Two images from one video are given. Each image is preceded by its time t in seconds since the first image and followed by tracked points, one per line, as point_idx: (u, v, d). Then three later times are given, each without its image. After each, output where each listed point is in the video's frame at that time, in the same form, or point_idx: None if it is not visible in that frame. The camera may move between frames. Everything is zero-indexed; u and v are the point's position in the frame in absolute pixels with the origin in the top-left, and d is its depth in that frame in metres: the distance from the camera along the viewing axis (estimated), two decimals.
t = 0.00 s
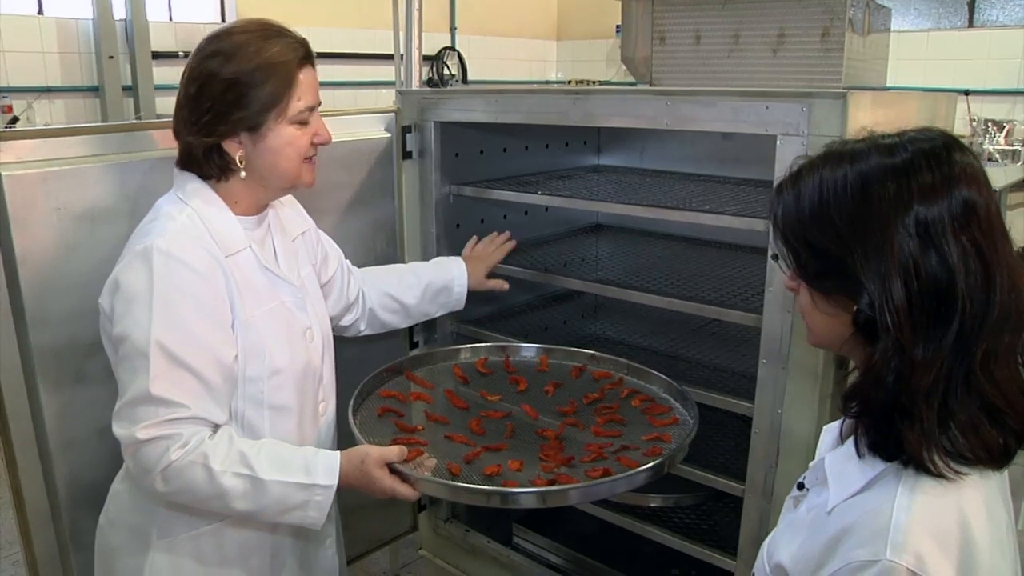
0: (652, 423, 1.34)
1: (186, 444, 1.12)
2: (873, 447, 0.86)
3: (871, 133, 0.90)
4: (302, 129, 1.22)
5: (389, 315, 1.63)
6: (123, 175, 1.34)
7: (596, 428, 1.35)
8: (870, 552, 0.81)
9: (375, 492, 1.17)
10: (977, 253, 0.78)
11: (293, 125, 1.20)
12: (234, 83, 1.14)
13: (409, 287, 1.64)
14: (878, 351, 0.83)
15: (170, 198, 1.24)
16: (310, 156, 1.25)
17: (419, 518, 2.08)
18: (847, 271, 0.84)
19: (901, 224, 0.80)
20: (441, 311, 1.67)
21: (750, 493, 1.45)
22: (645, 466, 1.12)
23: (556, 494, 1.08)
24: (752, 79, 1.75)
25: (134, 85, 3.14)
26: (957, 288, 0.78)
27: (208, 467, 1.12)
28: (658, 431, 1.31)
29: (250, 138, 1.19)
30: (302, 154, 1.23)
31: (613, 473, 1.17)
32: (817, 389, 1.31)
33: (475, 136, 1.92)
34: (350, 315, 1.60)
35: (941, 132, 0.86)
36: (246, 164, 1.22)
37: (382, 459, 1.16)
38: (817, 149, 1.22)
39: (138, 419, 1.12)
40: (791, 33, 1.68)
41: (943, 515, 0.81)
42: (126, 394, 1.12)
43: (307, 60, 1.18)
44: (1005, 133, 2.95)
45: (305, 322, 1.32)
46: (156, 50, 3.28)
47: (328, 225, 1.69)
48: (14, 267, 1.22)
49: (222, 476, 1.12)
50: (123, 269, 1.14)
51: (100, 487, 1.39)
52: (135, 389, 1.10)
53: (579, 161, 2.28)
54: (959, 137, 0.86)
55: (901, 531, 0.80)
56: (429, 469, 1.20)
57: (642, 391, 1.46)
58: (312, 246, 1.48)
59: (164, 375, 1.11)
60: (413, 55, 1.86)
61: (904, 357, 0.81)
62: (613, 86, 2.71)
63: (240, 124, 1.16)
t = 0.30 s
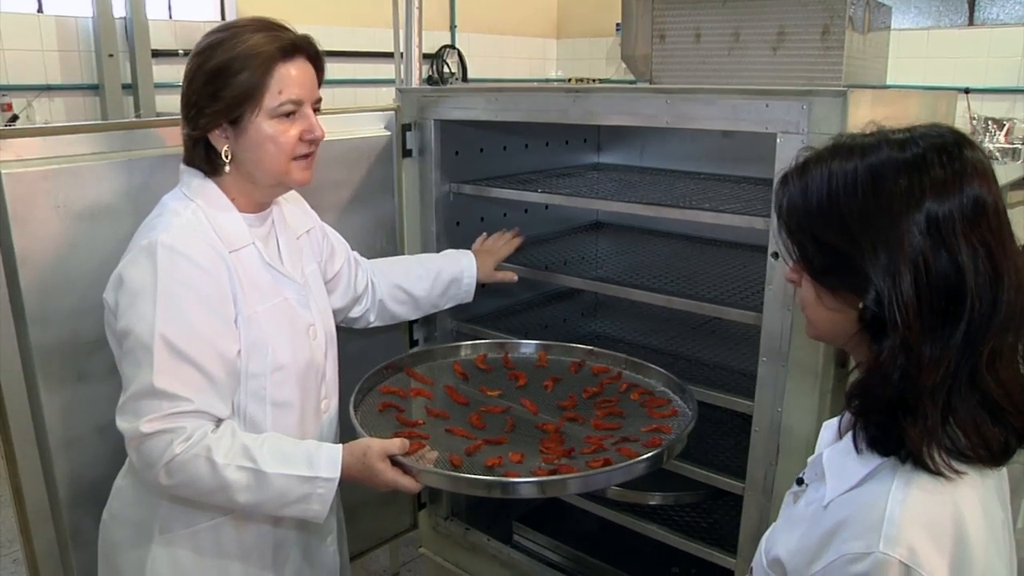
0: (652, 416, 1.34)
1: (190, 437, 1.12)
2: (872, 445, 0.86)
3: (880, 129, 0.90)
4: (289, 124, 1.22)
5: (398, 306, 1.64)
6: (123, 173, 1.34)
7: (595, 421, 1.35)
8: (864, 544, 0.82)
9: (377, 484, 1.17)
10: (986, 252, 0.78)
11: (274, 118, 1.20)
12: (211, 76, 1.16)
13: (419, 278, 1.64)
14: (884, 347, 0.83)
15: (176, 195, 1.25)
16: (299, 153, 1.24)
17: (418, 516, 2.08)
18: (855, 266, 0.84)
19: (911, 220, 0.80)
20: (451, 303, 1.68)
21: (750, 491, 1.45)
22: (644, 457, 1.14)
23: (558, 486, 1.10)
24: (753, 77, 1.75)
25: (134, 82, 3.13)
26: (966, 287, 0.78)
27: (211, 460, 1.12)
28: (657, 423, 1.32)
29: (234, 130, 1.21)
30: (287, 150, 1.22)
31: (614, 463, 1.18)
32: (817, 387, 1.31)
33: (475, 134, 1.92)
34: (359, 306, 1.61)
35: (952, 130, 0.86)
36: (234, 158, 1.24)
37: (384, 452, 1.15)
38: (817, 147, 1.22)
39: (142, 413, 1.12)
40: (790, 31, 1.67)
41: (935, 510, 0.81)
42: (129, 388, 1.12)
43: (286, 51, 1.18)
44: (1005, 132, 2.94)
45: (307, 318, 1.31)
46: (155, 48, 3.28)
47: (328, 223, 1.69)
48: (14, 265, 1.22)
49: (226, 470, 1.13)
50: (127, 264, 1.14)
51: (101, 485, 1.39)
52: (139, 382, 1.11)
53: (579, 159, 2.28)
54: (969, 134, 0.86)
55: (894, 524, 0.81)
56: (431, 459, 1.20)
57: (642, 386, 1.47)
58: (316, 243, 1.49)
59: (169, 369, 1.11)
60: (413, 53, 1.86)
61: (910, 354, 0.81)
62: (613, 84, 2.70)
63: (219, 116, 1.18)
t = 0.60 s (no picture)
0: (656, 412, 1.35)
1: (200, 433, 1.12)
2: (873, 442, 0.86)
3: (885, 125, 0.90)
4: (282, 116, 1.21)
5: (405, 301, 1.64)
6: (123, 171, 1.33)
7: (600, 418, 1.35)
8: (862, 541, 0.82)
9: (385, 478, 1.17)
10: (989, 252, 0.78)
11: (266, 112, 1.20)
12: (201, 76, 1.17)
13: (426, 275, 1.64)
14: (887, 345, 0.82)
15: (180, 192, 1.25)
16: (294, 145, 1.24)
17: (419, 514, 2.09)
18: (858, 262, 0.84)
19: (915, 217, 0.80)
20: (457, 302, 1.68)
21: (750, 490, 1.45)
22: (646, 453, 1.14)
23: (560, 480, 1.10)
24: (753, 75, 1.74)
25: (134, 80, 3.13)
26: (969, 287, 0.78)
27: (220, 456, 1.12)
28: (661, 419, 1.32)
29: (228, 126, 1.21)
30: (281, 142, 1.21)
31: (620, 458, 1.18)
32: (817, 385, 1.31)
33: (475, 133, 1.92)
34: (365, 300, 1.61)
35: (957, 128, 0.86)
36: (231, 154, 1.24)
37: (392, 446, 1.16)
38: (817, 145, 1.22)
39: (150, 409, 1.12)
40: (791, 29, 1.67)
41: (932, 507, 0.81)
42: (135, 384, 1.12)
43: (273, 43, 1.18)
44: (1005, 130, 2.94)
45: (308, 317, 1.31)
46: (155, 46, 3.28)
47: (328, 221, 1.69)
48: (13, 264, 1.22)
49: (235, 465, 1.13)
50: (133, 261, 1.15)
51: (101, 483, 1.39)
52: (145, 378, 1.11)
53: (579, 157, 2.27)
54: (972, 133, 0.86)
55: (893, 520, 0.81)
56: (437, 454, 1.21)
57: (646, 383, 1.47)
58: (319, 241, 1.49)
59: (175, 365, 1.11)
60: (413, 51, 1.86)
61: (912, 352, 0.81)
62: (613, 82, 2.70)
63: (211, 113, 1.18)
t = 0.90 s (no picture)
0: (658, 404, 1.35)
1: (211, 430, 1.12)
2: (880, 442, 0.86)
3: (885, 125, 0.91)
4: (286, 119, 1.21)
5: (405, 305, 1.64)
6: (122, 171, 1.33)
7: (603, 410, 1.36)
8: (867, 540, 0.82)
9: (393, 472, 1.19)
10: (993, 248, 0.78)
11: (269, 114, 1.20)
12: (207, 75, 1.17)
13: (427, 277, 1.64)
14: (895, 344, 0.82)
15: (180, 190, 1.25)
16: (297, 148, 1.23)
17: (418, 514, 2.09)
18: (862, 261, 0.84)
19: (919, 216, 0.80)
20: (456, 309, 1.67)
21: (750, 489, 1.45)
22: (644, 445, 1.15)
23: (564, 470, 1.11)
24: (753, 75, 1.74)
25: (134, 80, 3.12)
26: (975, 284, 0.78)
27: (232, 451, 1.13)
28: (663, 411, 1.33)
29: (231, 127, 1.21)
30: (283, 145, 1.21)
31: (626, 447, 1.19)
32: (818, 386, 1.31)
33: (475, 133, 1.92)
34: (365, 302, 1.61)
35: (957, 126, 0.86)
36: (233, 155, 1.24)
37: (399, 439, 1.18)
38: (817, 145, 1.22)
39: (160, 407, 1.12)
40: (790, 29, 1.67)
41: (937, 506, 0.81)
42: (142, 381, 1.12)
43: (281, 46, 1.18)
44: (1005, 130, 2.93)
45: (309, 316, 1.32)
46: (155, 46, 3.28)
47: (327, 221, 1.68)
48: (13, 264, 1.22)
49: (247, 460, 1.13)
50: (137, 259, 1.15)
51: (101, 483, 1.39)
52: (154, 376, 1.11)
53: (579, 157, 2.27)
54: (972, 131, 0.87)
55: (898, 519, 0.81)
56: (446, 446, 1.22)
57: (647, 376, 1.48)
58: (319, 240, 1.49)
59: (181, 361, 1.11)
60: (412, 51, 1.86)
61: (920, 351, 0.80)
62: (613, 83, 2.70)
63: (214, 114, 1.18)
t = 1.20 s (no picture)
0: (657, 403, 1.36)
1: (217, 429, 1.12)
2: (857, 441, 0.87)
3: (881, 126, 0.90)
4: (291, 125, 1.22)
5: (404, 302, 1.64)
6: (121, 172, 1.33)
7: (602, 409, 1.36)
8: (867, 538, 0.82)
9: (399, 470, 1.19)
10: (979, 268, 0.79)
11: (274, 120, 1.20)
12: (215, 76, 1.17)
13: (425, 274, 1.65)
14: (867, 344, 0.84)
15: (180, 191, 1.25)
16: (301, 154, 1.24)
17: (418, 515, 2.09)
18: (848, 264, 0.84)
19: (909, 228, 0.79)
20: (455, 303, 1.68)
21: (750, 490, 1.45)
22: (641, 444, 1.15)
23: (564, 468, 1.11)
24: (752, 75, 1.74)
25: (134, 81, 3.12)
26: (959, 303, 0.78)
27: (238, 450, 1.13)
28: (663, 409, 1.33)
29: (235, 129, 1.21)
30: (286, 151, 1.21)
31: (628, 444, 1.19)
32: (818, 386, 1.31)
33: (475, 133, 1.92)
34: (363, 302, 1.61)
35: (955, 140, 0.85)
36: (235, 156, 1.24)
37: (404, 436, 1.18)
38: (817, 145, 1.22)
39: (166, 407, 1.12)
40: (790, 30, 1.67)
41: (937, 507, 0.82)
42: (147, 381, 1.12)
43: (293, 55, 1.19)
44: (1004, 130, 2.93)
45: (308, 315, 1.32)
46: (154, 46, 3.28)
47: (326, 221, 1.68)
48: (12, 265, 1.22)
49: (253, 458, 1.13)
50: (140, 259, 1.15)
51: (100, 484, 1.39)
52: (159, 375, 1.11)
53: (579, 157, 2.27)
54: (971, 146, 0.86)
55: (897, 518, 0.81)
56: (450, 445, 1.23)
57: (644, 376, 1.48)
58: (317, 240, 1.49)
59: (185, 361, 1.11)
60: (412, 52, 1.86)
61: (890, 360, 0.82)
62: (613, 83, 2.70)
63: (219, 115, 1.18)
